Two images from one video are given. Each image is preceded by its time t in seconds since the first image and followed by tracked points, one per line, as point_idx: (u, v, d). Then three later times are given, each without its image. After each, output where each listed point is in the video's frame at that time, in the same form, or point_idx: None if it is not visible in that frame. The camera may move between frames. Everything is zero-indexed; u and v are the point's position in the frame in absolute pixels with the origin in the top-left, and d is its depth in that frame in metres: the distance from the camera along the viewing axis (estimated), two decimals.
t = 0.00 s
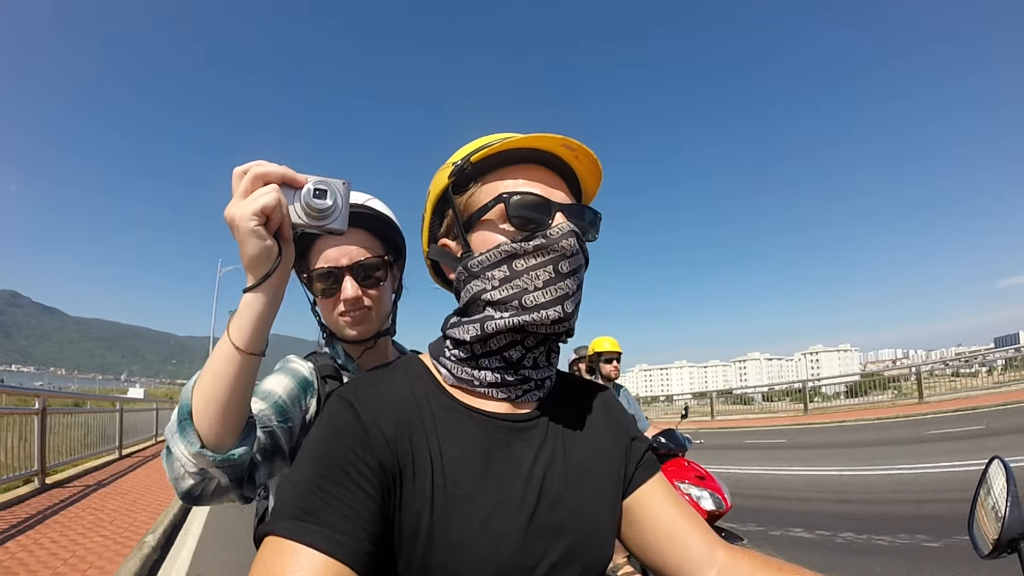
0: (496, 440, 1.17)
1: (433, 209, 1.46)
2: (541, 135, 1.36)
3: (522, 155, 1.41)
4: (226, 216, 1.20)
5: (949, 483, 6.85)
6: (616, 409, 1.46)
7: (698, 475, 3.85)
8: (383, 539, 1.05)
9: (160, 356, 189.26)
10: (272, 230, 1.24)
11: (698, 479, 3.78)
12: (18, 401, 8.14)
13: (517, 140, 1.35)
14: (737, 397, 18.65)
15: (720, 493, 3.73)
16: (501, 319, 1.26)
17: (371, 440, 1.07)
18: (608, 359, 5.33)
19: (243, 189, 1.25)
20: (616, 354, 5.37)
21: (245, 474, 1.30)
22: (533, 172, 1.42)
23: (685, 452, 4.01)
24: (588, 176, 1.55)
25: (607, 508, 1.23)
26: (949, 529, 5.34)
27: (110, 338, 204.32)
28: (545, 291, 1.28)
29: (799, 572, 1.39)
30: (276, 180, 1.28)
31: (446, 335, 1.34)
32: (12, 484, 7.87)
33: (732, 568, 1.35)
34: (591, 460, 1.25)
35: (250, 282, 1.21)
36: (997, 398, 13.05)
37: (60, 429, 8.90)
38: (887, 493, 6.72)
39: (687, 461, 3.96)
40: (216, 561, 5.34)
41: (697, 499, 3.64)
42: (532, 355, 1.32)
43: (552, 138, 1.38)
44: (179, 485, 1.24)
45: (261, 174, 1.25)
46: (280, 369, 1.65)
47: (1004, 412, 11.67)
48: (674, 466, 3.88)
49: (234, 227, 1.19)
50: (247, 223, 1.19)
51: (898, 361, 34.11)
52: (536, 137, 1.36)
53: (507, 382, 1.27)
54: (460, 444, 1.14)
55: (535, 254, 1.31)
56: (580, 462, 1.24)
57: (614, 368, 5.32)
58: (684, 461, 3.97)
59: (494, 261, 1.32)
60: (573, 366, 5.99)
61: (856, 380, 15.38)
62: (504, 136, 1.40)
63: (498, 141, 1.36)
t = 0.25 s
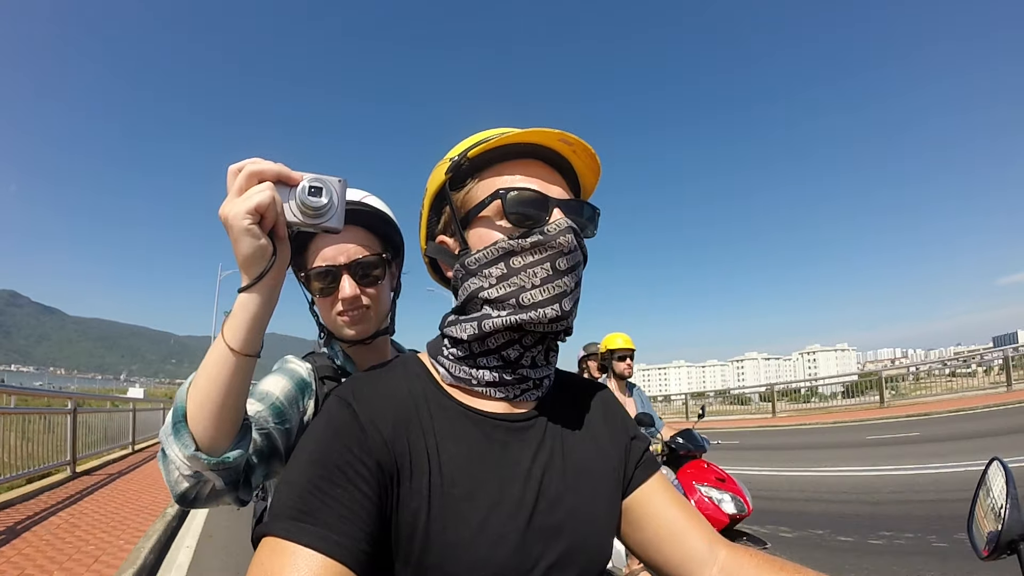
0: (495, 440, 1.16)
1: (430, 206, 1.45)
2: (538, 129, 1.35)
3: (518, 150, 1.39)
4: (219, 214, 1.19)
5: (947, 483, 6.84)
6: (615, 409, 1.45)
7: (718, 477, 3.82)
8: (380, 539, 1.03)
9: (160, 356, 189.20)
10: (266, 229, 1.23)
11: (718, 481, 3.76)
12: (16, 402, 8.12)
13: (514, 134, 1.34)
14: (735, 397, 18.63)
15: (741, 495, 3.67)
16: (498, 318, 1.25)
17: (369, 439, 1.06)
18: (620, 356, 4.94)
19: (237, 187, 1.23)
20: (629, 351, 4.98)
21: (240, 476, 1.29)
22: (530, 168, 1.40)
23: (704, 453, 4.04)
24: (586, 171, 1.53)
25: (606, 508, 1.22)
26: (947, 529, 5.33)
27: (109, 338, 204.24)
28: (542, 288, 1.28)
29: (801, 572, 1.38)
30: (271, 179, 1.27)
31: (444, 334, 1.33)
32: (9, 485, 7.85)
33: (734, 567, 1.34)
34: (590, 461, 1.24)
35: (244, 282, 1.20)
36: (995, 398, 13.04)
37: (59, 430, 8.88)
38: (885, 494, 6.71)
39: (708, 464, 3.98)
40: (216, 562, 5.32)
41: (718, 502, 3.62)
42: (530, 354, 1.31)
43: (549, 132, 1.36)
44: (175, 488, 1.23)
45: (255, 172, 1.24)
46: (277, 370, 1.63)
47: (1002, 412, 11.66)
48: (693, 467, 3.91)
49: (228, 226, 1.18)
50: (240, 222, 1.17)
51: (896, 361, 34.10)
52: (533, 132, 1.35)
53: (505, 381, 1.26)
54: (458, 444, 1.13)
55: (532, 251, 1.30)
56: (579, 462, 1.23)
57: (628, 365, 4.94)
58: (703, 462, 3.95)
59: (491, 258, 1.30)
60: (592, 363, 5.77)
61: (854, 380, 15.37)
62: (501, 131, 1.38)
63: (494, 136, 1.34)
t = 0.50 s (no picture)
0: (496, 440, 1.17)
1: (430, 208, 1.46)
2: (537, 132, 1.35)
3: (518, 152, 1.40)
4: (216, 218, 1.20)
5: (947, 480, 6.85)
6: (616, 407, 1.46)
7: (745, 476, 3.83)
8: (383, 539, 1.04)
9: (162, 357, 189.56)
10: (263, 232, 1.23)
11: (745, 480, 3.77)
12: (20, 403, 8.16)
13: (513, 137, 1.34)
14: (735, 395, 18.64)
15: (770, 495, 3.67)
16: (498, 319, 1.26)
17: (370, 440, 1.07)
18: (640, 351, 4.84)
19: (234, 190, 1.24)
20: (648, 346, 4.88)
21: (241, 478, 1.30)
22: (530, 169, 1.41)
23: (729, 451, 4.06)
24: (585, 172, 1.54)
25: (607, 507, 1.23)
26: (947, 526, 5.34)
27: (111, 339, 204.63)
28: (541, 289, 1.28)
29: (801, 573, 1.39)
30: (268, 182, 1.28)
31: (444, 334, 1.34)
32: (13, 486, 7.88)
33: (733, 567, 1.34)
34: (591, 460, 1.25)
35: (242, 285, 1.21)
36: (995, 395, 13.04)
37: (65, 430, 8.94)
38: (885, 491, 6.72)
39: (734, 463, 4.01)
40: (219, 561, 5.36)
41: (746, 502, 3.62)
42: (530, 354, 1.32)
43: (548, 134, 1.37)
44: (175, 490, 1.24)
45: (252, 175, 1.24)
46: (279, 370, 1.64)
47: (1002, 409, 11.66)
48: (719, 466, 3.92)
49: (224, 230, 1.19)
50: (236, 226, 1.18)
51: (896, 358, 34.08)
52: (532, 134, 1.35)
53: (506, 381, 1.26)
54: (460, 444, 1.14)
55: (531, 252, 1.31)
56: (580, 462, 1.23)
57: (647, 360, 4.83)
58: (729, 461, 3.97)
59: (490, 259, 1.31)
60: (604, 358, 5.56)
61: (854, 377, 15.37)
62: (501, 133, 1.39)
63: (494, 138, 1.35)
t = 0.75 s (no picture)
0: (496, 438, 1.17)
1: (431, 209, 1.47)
2: (533, 131, 1.36)
3: (517, 151, 1.41)
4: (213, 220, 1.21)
5: (947, 480, 6.85)
6: (616, 407, 1.46)
7: (769, 476, 3.81)
8: (383, 536, 1.05)
9: (163, 357, 189.79)
10: (259, 234, 1.24)
11: (769, 480, 3.75)
12: (21, 403, 8.17)
13: (510, 137, 1.35)
14: (734, 396, 18.64)
15: (795, 495, 3.66)
16: (495, 320, 1.26)
17: (370, 438, 1.07)
18: (658, 349, 4.67)
19: (231, 192, 1.25)
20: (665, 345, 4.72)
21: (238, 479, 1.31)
22: (527, 169, 1.41)
23: (752, 451, 4.03)
24: (585, 171, 1.54)
25: (606, 505, 1.23)
26: (946, 525, 5.35)
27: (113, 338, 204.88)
28: (538, 290, 1.28)
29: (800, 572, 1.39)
30: (264, 182, 1.28)
31: (444, 334, 1.35)
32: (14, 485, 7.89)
33: (733, 566, 1.35)
34: (591, 459, 1.25)
35: (239, 287, 1.21)
36: (994, 396, 13.04)
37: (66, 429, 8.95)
38: (884, 490, 6.72)
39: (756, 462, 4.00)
40: (219, 562, 5.36)
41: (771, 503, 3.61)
42: (530, 354, 1.33)
43: (545, 134, 1.37)
44: (172, 491, 1.25)
45: (249, 177, 1.25)
46: (278, 370, 1.65)
47: (1001, 410, 11.66)
48: (741, 466, 3.92)
49: (220, 232, 1.19)
50: (231, 228, 1.19)
51: (897, 359, 34.06)
52: (529, 134, 1.36)
53: (505, 381, 1.27)
54: (460, 442, 1.14)
55: (527, 253, 1.31)
56: (579, 460, 1.24)
57: (666, 359, 4.65)
58: (751, 461, 3.95)
59: (487, 260, 1.32)
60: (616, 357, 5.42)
61: (853, 378, 15.36)
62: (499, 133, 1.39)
63: (491, 139, 1.35)
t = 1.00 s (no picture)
0: (494, 439, 1.17)
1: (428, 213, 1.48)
2: (520, 132, 1.35)
3: (507, 153, 1.40)
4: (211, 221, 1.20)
5: (945, 483, 6.85)
6: (613, 409, 1.46)
7: (791, 480, 3.61)
8: (381, 536, 1.04)
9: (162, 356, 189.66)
10: (257, 234, 1.23)
11: (792, 484, 3.55)
12: (21, 400, 8.17)
13: (497, 138, 1.34)
14: (732, 397, 18.65)
15: (820, 499, 3.47)
16: (481, 322, 1.26)
17: (369, 438, 1.07)
18: (676, 346, 4.50)
19: (230, 192, 1.25)
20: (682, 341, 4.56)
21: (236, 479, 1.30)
22: (518, 171, 1.40)
23: (775, 454, 3.84)
24: (581, 168, 1.52)
25: (604, 507, 1.23)
26: (944, 528, 5.35)
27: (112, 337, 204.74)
28: (524, 293, 1.28)
29: None
30: (264, 182, 1.28)
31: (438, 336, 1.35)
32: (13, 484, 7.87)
33: (730, 570, 1.34)
34: (589, 460, 1.25)
35: (237, 289, 1.21)
36: (993, 399, 13.03)
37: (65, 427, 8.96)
38: (883, 493, 6.72)
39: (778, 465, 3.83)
40: (218, 559, 5.36)
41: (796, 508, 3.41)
42: (524, 356, 1.32)
43: (532, 134, 1.36)
44: (170, 492, 1.25)
45: (248, 177, 1.25)
46: (277, 369, 1.65)
47: (999, 413, 11.66)
48: (763, 469, 3.72)
49: (219, 232, 1.19)
50: (230, 229, 1.18)
51: (895, 362, 34.06)
52: (516, 134, 1.35)
53: (500, 382, 1.26)
54: (458, 442, 1.14)
55: (514, 255, 1.30)
56: (577, 462, 1.23)
57: (683, 355, 4.49)
58: (773, 464, 3.75)
59: (475, 263, 1.32)
60: (630, 356, 5.37)
61: (851, 380, 15.38)
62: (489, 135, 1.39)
63: (479, 141, 1.35)
